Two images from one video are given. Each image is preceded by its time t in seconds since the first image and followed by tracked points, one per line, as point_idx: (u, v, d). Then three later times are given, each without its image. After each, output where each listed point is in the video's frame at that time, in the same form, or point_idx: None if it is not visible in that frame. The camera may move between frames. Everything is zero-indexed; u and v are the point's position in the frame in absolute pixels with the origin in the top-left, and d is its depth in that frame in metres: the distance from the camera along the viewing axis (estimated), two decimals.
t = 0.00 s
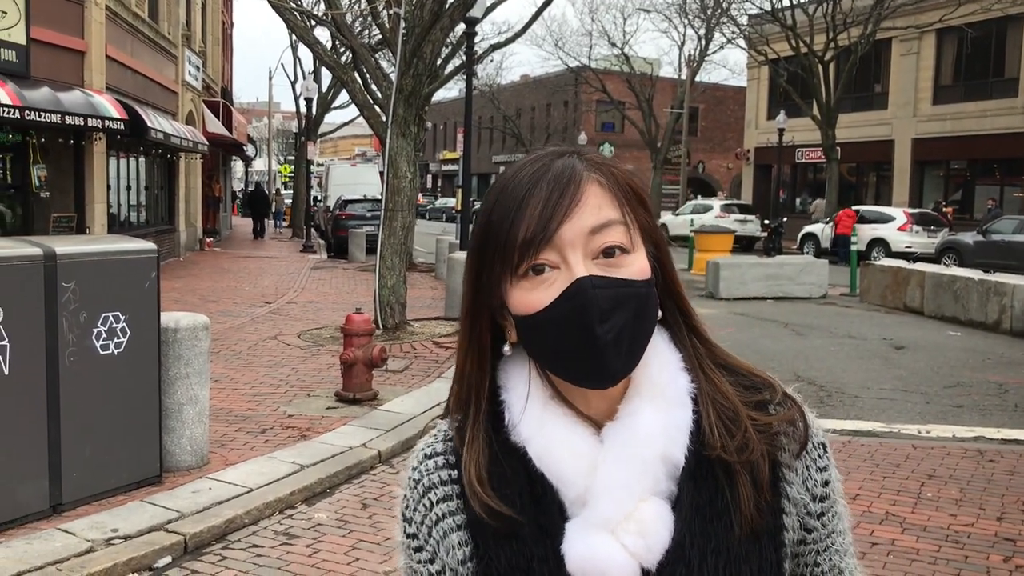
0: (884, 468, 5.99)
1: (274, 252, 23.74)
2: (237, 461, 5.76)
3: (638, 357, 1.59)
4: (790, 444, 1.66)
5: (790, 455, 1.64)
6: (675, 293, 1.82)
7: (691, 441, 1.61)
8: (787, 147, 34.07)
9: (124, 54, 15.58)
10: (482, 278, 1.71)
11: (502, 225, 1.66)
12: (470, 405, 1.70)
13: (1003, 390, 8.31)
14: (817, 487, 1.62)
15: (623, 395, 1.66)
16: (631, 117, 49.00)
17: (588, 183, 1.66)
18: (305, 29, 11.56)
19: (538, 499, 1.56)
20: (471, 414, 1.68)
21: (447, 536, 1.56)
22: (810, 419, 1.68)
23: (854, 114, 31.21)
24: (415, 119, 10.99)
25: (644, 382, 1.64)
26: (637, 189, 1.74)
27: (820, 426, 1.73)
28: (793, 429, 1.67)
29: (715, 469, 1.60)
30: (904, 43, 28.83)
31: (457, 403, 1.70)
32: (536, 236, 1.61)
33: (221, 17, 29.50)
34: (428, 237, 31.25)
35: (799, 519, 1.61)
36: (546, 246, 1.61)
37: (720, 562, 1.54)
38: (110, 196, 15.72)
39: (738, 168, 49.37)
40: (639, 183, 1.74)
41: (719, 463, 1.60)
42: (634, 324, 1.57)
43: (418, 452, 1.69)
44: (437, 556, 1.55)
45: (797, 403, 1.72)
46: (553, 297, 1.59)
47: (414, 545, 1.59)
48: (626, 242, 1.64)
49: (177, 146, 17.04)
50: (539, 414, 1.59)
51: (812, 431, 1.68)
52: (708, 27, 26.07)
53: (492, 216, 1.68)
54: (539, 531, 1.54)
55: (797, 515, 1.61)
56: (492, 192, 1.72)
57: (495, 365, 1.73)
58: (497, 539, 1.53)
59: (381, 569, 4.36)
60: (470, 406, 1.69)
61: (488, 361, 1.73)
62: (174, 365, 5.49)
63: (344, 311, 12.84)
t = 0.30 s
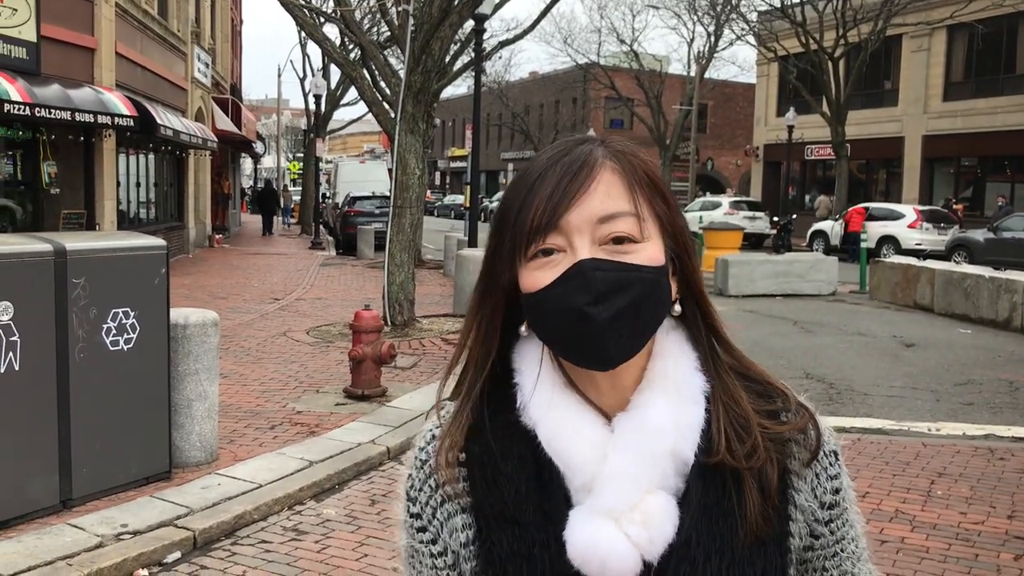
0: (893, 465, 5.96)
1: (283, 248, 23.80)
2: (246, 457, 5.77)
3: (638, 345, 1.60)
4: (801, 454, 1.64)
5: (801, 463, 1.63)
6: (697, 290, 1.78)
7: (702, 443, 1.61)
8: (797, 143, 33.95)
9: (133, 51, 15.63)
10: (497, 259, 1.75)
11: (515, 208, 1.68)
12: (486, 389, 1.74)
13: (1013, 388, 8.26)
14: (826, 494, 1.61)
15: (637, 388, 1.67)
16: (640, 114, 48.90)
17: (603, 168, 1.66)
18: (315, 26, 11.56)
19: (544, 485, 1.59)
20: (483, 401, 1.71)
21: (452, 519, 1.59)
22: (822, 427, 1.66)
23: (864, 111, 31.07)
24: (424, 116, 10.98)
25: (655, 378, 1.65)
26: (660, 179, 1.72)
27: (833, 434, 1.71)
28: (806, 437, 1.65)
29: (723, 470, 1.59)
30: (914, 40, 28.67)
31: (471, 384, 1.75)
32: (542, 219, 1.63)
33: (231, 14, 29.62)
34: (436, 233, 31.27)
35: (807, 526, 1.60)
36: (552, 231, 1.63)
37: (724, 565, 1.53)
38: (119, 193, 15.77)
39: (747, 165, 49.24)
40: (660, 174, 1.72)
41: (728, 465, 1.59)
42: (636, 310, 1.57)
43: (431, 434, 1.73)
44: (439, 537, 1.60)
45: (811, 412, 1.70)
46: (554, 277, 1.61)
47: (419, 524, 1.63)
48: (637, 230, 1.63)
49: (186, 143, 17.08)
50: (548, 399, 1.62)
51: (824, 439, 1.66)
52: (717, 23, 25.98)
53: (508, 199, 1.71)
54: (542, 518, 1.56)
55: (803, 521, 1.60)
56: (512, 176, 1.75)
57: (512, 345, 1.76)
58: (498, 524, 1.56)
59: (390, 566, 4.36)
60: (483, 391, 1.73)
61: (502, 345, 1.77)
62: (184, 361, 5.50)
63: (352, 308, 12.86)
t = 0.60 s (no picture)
0: (894, 464, 5.94)
1: (284, 247, 23.81)
2: (247, 456, 5.77)
3: (675, 329, 1.58)
4: (814, 458, 1.57)
5: (812, 468, 1.56)
6: (737, 290, 1.76)
7: (711, 429, 1.58)
8: (799, 142, 33.91)
9: (135, 51, 15.63)
10: (553, 228, 1.76)
11: (580, 178, 1.69)
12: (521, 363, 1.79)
13: (1016, 387, 8.23)
14: (839, 506, 1.54)
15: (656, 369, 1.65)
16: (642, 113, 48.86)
17: (675, 157, 1.66)
18: (316, 25, 11.55)
19: (550, 450, 1.64)
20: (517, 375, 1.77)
21: (464, 471, 1.69)
22: (844, 437, 1.58)
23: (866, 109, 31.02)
24: (425, 115, 10.98)
25: (676, 362, 1.62)
26: (726, 181, 1.72)
27: (856, 446, 1.62)
28: (820, 442, 1.58)
29: (729, 461, 1.56)
30: (917, 38, 28.61)
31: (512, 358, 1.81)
32: (606, 191, 1.63)
33: (232, 13, 29.61)
34: (438, 232, 31.24)
35: (812, 532, 1.55)
36: (614, 206, 1.63)
37: (708, 550, 1.51)
38: (121, 193, 15.78)
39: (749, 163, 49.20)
40: (727, 178, 1.72)
41: (733, 456, 1.56)
42: (676, 294, 1.57)
43: (463, 392, 1.83)
44: (453, 489, 1.70)
45: (834, 418, 1.62)
46: (606, 249, 1.60)
47: (439, 477, 1.74)
48: (694, 221, 1.63)
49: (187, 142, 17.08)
50: (567, 369, 1.66)
51: (844, 450, 1.58)
52: (719, 22, 25.94)
53: (575, 169, 1.72)
54: (543, 479, 1.62)
55: (808, 525, 1.54)
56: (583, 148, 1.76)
57: (552, 319, 1.79)
58: (505, 481, 1.64)
59: (390, 566, 4.35)
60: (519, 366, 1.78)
61: (543, 322, 1.80)
62: (184, 360, 5.49)
63: (354, 307, 12.85)
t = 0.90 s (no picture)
0: (895, 465, 5.92)
1: (284, 250, 23.80)
2: (245, 459, 5.75)
3: (666, 327, 1.57)
4: (800, 444, 1.50)
5: (798, 457, 1.49)
6: (724, 280, 1.72)
7: (692, 417, 1.54)
8: (799, 142, 33.90)
9: (134, 53, 15.62)
10: (542, 232, 1.76)
11: (563, 179, 1.68)
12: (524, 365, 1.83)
13: (1017, 387, 8.21)
14: (831, 497, 1.47)
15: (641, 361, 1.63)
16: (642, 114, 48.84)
17: (651, 151, 1.63)
18: (314, 27, 11.54)
19: (547, 447, 1.67)
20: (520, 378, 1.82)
21: (477, 466, 1.78)
22: (832, 419, 1.50)
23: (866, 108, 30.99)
24: (424, 116, 10.97)
25: (659, 354, 1.59)
26: (707, 173, 1.69)
27: (853, 427, 1.53)
28: (806, 428, 1.50)
29: (711, 450, 1.51)
30: (916, 37, 28.59)
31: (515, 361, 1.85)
32: (589, 191, 1.62)
33: (231, 15, 29.58)
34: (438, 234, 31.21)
35: (802, 527, 1.48)
36: (596, 205, 1.62)
37: (686, 540, 1.47)
38: (121, 195, 15.78)
39: (749, 164, 49.18)
40: (708, 169, 1.68)
41: (717, 445, 1.51)
42: (666, 289, 1.55)
43: (483, 396, 1.91)
44: (469, 486, 1.79)
45: (821, 399, 1.54)
46: (592, 249, 1.59)
47: (460, 480, 1.84)
48: (676, 214, 1.60)
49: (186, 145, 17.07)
50: (559, 371, 1.68)
51: (835, 439, 1.49)
52: (719, 22, 25.91)
53: (558, 171, 1.71)
54: (540, 473, 1.66)
55: (795, 521, 1.47)
56: (565, 149, 1.75)
57: (549, 322, 1.84)
58: (507, 478, 1.70)
59: (388, 569, 4.34)
60: (523, 368, 1.82)
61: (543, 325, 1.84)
62: (182, 363, 5.48)
63: (353, 309, 12.83)
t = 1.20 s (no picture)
0: (898, 465, 5.90)
1: (287, 251, 23.82)
2: (246, 461, 5.74)
3: (675, 359, 1.55)
4: (817, 446, 1.49)
5: (814, 460, 1.48)
6: (730, 288, 1.70)
7: (706, 427, 1.51)
8: (803, 142, 33.86)
9: (136, 56, 15.63)
10: (538, 261, 1.73)
11: (556, 210, 1.64)
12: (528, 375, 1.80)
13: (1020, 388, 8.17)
14: (849, 499, 1.45)
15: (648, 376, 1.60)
16: (646, 114, 48.82)
17: (644, 176, 1.59)
18: (316, 29, 11.54)
19: (555, 460, 1.64)
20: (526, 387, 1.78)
21: (488, 479, 1.75)
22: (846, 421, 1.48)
23: (870, 109, 30.95)
24: (426, 117, 10.98)
25: (668, 370, 1.56)
26: (701, 185, 1.64)
27: (869, 428, 1.52)
28: (822, 430, 1.49)
29: (724, 459, 1.49)
30: (920, 37, 28.54)
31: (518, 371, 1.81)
32: (581, 229, 1.58)
33: (234, 18, 29.65)
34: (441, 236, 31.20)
35: (821, 530, 1.46)
36: (592, 240, 1.59)
37: (705, 550, 1.44)
38: (124, 197, 15.79)
39: (753, 165, 49.15)
40: (701, 182, 1.64)
41: (731, 455, 1.49)
42: (671, 326, 1.54)
43: (491, 404, 1.88)
44: (482, 496, 1.77)
45: (834, 399, 1.52)
46: (593, 289, 1.59)
47: (472, 487, 1.82)
48: (675, 241, 1.58)
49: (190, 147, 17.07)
50: (563, 388, 1.65)
51: (849, 440, 1.48)
52: (722, 23, 25.85)
53: (549, 199, 1.67)
54: (551, 488, 1.62)
55: (812, 525, 1.45)
56: (553, 174, 1.70)
57: (552, 337, 1.81)
58: (516, 494, 1.67)
59: (388, 571, 4.32)
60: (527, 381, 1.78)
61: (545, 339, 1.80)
62: (182, 365, 5.47)
63: (355, 311, 12.83)
